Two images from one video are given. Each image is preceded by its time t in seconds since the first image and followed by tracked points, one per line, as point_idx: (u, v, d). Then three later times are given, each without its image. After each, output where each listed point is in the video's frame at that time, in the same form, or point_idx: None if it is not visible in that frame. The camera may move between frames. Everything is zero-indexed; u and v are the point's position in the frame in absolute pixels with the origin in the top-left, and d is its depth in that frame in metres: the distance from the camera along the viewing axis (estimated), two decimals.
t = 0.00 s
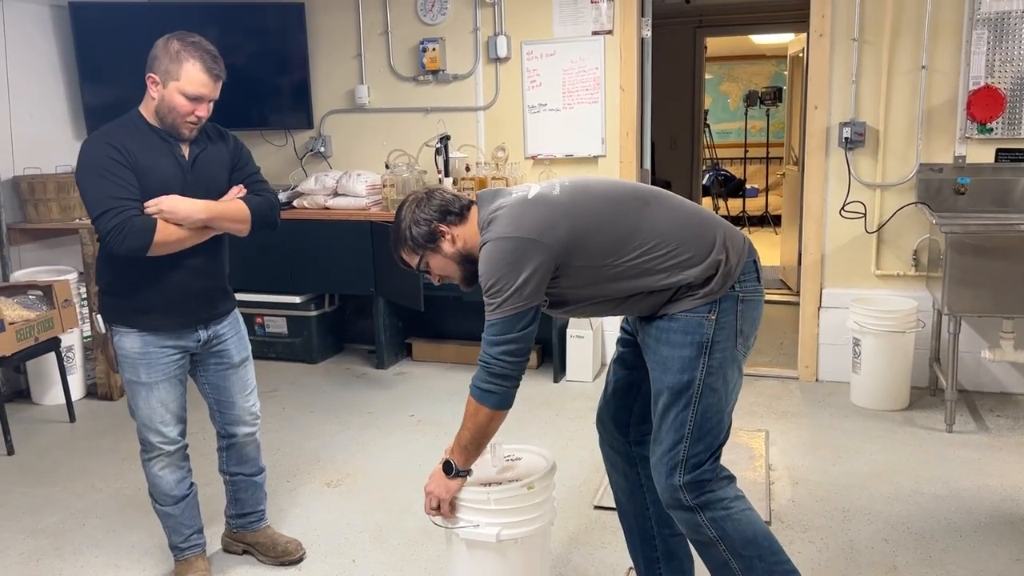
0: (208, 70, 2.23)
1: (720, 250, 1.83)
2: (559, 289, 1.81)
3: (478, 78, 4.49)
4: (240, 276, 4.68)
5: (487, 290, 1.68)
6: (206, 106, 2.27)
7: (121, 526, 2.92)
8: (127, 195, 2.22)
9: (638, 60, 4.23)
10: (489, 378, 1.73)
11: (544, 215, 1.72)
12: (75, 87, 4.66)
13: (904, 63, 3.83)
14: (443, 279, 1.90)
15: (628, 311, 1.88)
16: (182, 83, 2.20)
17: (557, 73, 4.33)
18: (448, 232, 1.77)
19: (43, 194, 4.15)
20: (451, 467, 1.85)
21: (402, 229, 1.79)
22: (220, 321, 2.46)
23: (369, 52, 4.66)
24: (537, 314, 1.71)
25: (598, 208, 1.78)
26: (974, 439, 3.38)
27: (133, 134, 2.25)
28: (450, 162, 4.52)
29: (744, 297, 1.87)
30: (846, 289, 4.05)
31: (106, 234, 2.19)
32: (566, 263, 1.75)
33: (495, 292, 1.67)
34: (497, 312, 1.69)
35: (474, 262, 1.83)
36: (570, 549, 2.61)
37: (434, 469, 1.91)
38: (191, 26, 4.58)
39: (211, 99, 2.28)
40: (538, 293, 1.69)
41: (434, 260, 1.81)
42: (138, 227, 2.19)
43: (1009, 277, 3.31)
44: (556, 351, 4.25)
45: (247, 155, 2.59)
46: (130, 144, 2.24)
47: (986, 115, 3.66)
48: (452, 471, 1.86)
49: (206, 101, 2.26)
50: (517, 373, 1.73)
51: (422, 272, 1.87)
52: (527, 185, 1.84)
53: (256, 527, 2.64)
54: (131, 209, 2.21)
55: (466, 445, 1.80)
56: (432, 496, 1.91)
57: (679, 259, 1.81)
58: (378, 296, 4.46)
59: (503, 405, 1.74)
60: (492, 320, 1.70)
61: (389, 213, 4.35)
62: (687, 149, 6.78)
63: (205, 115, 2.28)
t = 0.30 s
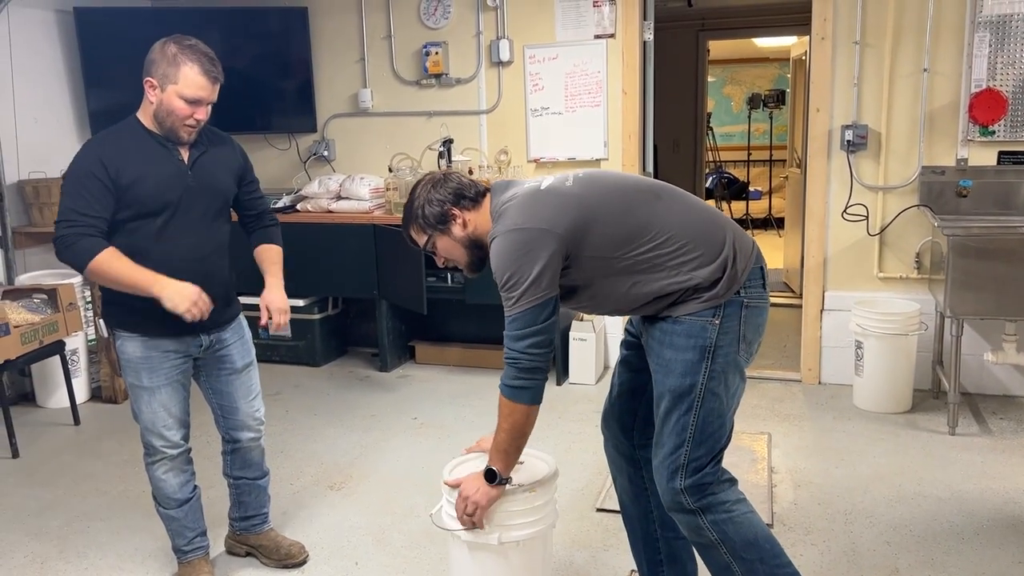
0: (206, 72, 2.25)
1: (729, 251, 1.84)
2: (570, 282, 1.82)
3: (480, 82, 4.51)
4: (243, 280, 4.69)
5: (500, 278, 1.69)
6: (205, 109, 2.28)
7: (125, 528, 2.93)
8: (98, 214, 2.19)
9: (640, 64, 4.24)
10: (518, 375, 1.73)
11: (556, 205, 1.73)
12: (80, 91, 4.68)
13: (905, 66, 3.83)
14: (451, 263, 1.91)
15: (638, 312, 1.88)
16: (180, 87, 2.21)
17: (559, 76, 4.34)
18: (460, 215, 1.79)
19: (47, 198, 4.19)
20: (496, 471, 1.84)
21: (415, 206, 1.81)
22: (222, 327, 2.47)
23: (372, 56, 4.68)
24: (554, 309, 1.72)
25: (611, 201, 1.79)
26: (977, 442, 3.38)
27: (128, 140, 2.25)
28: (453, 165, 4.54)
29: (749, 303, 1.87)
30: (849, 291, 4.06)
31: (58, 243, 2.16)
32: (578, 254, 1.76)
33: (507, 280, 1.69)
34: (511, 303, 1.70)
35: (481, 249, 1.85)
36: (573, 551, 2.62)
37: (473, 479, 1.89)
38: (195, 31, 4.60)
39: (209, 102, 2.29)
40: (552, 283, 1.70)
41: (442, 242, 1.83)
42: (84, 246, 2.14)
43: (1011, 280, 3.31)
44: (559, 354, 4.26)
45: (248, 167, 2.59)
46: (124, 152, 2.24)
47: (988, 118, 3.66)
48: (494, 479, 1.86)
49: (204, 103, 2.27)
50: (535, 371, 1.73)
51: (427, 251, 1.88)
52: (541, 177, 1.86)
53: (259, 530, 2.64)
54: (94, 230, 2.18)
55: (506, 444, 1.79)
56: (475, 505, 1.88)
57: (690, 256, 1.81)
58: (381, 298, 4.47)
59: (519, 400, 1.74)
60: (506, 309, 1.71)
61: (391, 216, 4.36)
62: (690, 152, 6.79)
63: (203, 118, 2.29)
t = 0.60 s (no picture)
0: (204, 75, 2.25)
1: (726, 255, 1.85)
2: (566, 287, 1.82)
3: (481, 84, 4.51)
4: (244, 282, 4.70)
5: (497, 283, 1.70)
6: (203, 112, 2.28)
7: (126, 530, 2.93)
8: (90, 221, 2.22)
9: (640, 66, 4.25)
10: (516, 382, 1.73)
11: (551, 210, 1.74)
12: (81, 94, 4.70)
13: (905, 67, 3.84)
14: (452, 273, 1.91)
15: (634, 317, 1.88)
16: (178, 89, 2.22)
17: (560, 78, 4.35)
18: (451, 225, 1.79)
19: (48, 201, 4.21)
20: (495, 479, 1.83)
21: (406, 224, 1.82)
22: (223, 329, 2.47)
23: (372, 58, 4.69)
24: (552, 313, 1.72)
25: (606, 206, 1.79)
26: (977, 443, 3.38)
27: (126, 143, 2.26)
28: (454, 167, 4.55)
29: (746, 305, 1.88)
30: (849, 293, 4.06)
31: (51, 251, 2.19)
32: (574, 259, 1.77)
33: (503, 285, 1.69)
34: (509, 308, 1.71)
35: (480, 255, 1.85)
36: (573, 553, 2.62)
37: (471, 486, 1.90)
38: (196, 34, 4.61)
39: (207, 105, 2.30)
40: (548, 288, 1.70)
41: (440, 253, 1.83)
42: (71, 255, 2.18)
43: (1011, 281, 3.31)
44: (560, 355, 4.26)
45: (246, 168, 2.59)
46: (121, 155, 2.24)
47: (988, 119, 3.66)
48: (493, 485, 1.85)
49: (202, 106, 2.28)
50: (535, 375, 1.73)
51: (429, 265, 1.89)
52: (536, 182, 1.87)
53: (262, 531, 2.65)
54: (84, 239, 2.21)
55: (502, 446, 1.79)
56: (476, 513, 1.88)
57: (687, 261, 1.81)
58: (382, 301, 4.47)
59: (514, 404, 1.74)
60: (504, 313, 1.72)
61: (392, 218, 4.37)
62: (690, 153, 6.79)
63: (201, 121, 2.30)
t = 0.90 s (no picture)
0: (203, 76, 2.26)
1: (742, 252, 1.85)
2: (582, 287, 1.82)
3: (480, 86, 4.52)
4: (244, 284, 4.70)
5: (514, 286, 1.69)
6: (202, 112, 2.29)
7: (126, 531, 2.93)
8: (96, 222, 2.21)
9: (639, 67, 4.25)
10: (529, 386, 1.74)
11: (567, 211, 1.73)
12: (81, 97, 4.70)
13: (904, 68, 3.84)
14: (465, 274, 1.91)
15: (649, 316, 1.89)
16: (178, 90, 2.22)
17: (559, 79, 4.35)
18: (466, 227, 1.79)
19: (48, 203, 4.21)
20: (502, 483, 1.85)
21: (421, 226, 1.81)
22: (223, 331, 2.47)
23: (372, 60, 4.69)
24: (569, 314, 1.72)
25: (622, 206, 1.79)
26: (977, 443, 3.38)
27: (126, 145, 2.26)
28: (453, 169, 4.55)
29: (761, 303, 1.88)
30: (849, 293, 4.06)
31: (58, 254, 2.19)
32: (590, 259, 1.77)
33: (522, 288, 1.68)
34: (526, 311, 1.70)
35: (495, 257, 1.84)
36: (572, 554, 2.62)
37: (475, 487, 1.88)
38: (196, 36, 4.62)
39: (206, 106, 2.30)
40: (566, 289, 1.70)
41: (455, 256, 1.83)
42: (81, 258, 2.18)
43: (1010, 281, 3.32)
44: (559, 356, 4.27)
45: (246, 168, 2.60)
46: (122, 157, 2.24)
47: (986, 120, 3.67)
48: (499, 484, 1.85)
49: (202, 107, 2.28)
50: (549, 379, 1.74)
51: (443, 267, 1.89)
52: (549, 184, 1.86)
53: (261, 532, 2.65)
54: (91, 240, 2.21)
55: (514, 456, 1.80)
56: (478, 516, 1.88)
57: (703, 259, 1.82)
58: (381, 302, 4.47)
59: (528, 408, 1.75)
60: (521, 316, 1.71)
61: (392, 219, 4.37)
62: (690, 155, 6.80)
63: (201, 122, 2.30)
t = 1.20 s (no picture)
0: (198, 74, 2.25)
1: (751, 253, 1.85)
2: (591, 282, 1.82)
3: (478, 87, 4.52)
4: (243, 285, 4.70)
5: (525, 279, 1.69)
6: (197, 112, 2.28)
7: (125, 533, 2.93)
8: (92, 225, 2.22)
9: (638, 68, 4.25)
10: (551, 379, 1.73)
11: (578, 206, 1.74)
12: (79, 98, 4.69)
13: (902, 69, 3.85)
14: (473, 264, 1.90)
15: (657, 315, 1.89)
16: (172, 90, 2.22)
17: (558, 80, 4.35)
18: (476, 215, 1.79)
19: (47, 205, 4.20)
20: (547, 475, 1.82)
21: (431, 214, 1.81)
22: (221, 335, 2.47)
23: (370, 61, 4.69)
24: (581, 309, 1.73)
25: (632, 201, 1.79)
26: (975, 443, 3.38)
27: (123, 147, 2.26)
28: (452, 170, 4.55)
29: (769, 306, 1.88)
30: (848, 294, 4.06)
31: (55, 257, 2.20)
32: (600, 254, 1.77)
33: (532, 281, 1.69)
34: (538, 306, 1.70)
35: (504, 248, 1.84)
36: (571, 556, 2.62)
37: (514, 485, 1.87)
38: (195, 37, 4.61)
39: (201, 105, 2.30)
40: (576, 284, 1.70)
41: (465, 245, 1.83)
42: (74, 264, 2.18)
43: (1008, 282, 3.32)
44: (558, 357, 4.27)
45: (245, 171, 2.60)
46: (118, 159, 2.24)
47: (985, 120, 3.67)
48: (544, 477, 1.83)
49: (196, 106, 2.27)
50: (569, 371, 1.73)
51: (452, 257, 1.88)
52: (561, 176, 1.86)
53: (261, 534, 2.64)
54: (86, 244, 2.21)
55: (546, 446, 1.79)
56: (535, 512, 1.86)
57: (713, 258, 1.82)
58: (380, 303, 4.47)
59: (554, 402, 1.75)
60: (533, 310, 1.71)
61: (391, 220, 4.37)
62: (688, 156, 6.80)
63: (196, 121, 2.29)
